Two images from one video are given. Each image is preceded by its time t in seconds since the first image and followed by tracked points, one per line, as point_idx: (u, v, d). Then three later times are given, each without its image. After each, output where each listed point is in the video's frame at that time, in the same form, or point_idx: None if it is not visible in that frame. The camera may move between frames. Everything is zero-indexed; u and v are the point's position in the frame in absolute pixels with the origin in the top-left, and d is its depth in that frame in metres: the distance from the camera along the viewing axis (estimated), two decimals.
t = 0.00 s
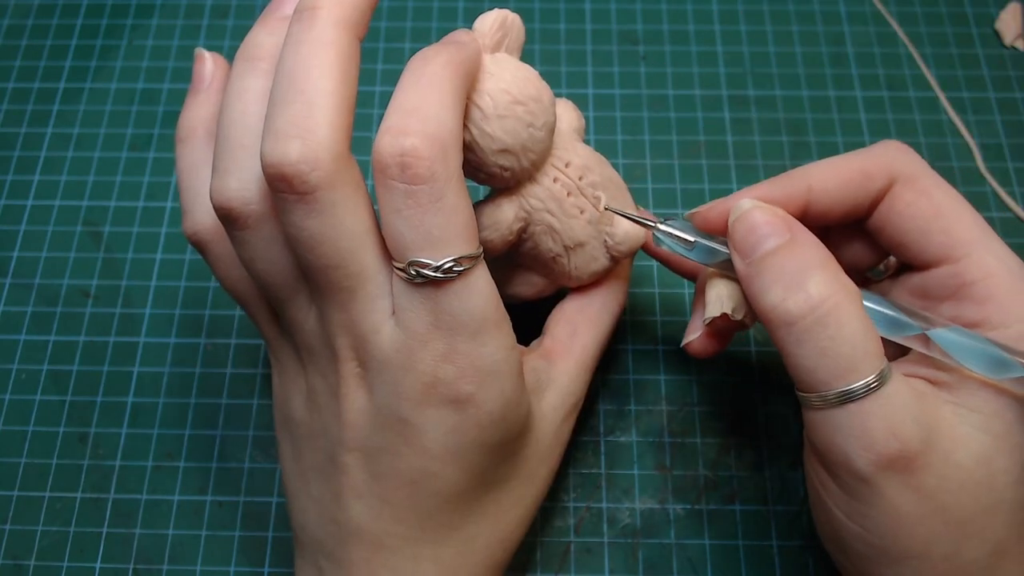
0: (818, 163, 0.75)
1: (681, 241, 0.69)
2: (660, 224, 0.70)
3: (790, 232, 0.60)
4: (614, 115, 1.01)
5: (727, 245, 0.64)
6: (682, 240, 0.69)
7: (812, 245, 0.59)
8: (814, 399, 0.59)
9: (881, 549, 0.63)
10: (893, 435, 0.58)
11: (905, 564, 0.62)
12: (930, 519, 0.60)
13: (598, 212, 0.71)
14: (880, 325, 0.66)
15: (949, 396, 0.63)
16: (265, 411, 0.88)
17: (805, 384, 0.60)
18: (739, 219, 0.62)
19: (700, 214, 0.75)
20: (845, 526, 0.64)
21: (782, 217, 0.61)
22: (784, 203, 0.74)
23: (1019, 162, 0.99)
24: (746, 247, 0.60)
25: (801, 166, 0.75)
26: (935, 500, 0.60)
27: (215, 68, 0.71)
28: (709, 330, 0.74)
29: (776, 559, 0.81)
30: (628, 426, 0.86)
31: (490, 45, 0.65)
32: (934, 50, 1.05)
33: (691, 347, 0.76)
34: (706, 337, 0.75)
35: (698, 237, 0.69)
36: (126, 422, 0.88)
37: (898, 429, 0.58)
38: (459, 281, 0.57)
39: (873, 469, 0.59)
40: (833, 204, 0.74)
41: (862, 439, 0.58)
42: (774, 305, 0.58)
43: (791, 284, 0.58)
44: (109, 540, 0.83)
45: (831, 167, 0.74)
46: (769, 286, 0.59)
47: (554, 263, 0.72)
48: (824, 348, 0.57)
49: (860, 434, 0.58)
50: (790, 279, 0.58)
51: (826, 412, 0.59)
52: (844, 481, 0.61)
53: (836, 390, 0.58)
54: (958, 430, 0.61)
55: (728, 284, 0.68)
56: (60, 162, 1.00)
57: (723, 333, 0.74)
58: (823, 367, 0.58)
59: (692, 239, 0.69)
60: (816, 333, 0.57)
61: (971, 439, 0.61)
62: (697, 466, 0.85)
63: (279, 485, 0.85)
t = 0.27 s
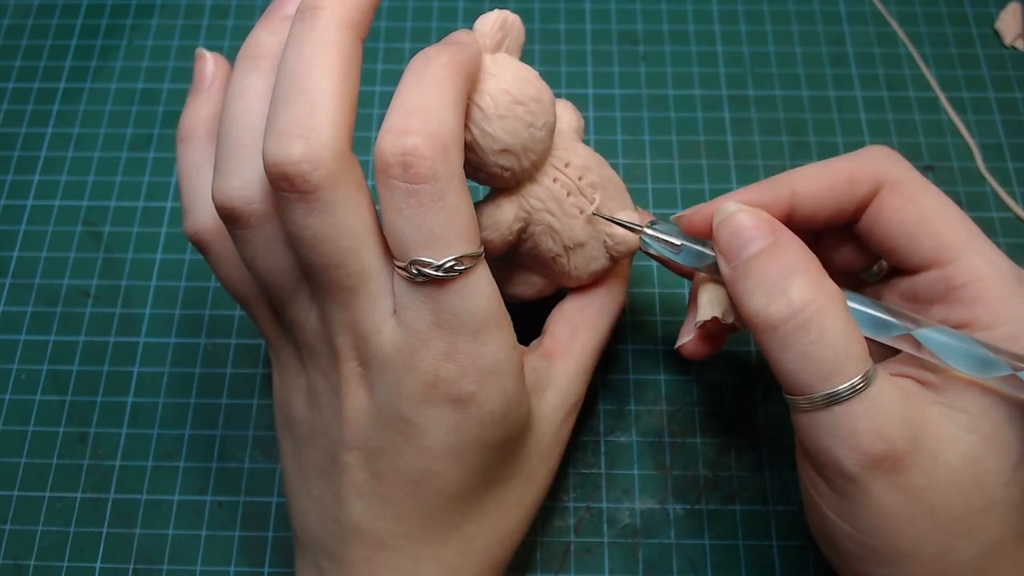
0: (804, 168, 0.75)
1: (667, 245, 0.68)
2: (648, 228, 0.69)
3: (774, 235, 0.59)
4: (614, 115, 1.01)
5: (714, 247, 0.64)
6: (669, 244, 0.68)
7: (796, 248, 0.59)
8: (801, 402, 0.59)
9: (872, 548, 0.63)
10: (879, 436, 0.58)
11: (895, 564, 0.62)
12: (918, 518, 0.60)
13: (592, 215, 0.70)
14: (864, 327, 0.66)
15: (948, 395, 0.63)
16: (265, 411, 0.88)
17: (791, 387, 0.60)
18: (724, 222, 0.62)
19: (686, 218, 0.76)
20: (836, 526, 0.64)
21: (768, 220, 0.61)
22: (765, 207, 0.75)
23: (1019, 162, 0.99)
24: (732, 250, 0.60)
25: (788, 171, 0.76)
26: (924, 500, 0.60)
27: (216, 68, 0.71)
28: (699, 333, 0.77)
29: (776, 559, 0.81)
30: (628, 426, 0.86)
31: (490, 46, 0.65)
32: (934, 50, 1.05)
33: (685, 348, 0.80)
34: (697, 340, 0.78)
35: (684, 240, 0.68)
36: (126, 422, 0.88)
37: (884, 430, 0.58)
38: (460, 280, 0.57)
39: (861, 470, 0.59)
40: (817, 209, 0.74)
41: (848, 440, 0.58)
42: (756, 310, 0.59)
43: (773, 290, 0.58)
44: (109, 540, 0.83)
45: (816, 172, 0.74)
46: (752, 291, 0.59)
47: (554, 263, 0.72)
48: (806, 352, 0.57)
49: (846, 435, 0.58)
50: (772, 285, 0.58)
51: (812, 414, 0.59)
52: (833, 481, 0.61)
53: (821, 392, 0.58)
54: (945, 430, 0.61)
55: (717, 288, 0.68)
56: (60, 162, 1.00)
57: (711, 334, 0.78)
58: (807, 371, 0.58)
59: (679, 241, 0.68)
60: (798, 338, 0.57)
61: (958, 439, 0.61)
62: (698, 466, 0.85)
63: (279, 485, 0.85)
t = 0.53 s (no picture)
0: (797, 170, 0.75)
1: (661, 247, 0.69)
2: (641, 230, 0.70)
3: (764, 238, 0.60)
4: (614, 115, 1.01)
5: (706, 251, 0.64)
6: (663, 246, 0.69)
7: (785, 251, 0.59)
8: (794, 405, 0.59)
9: (865, 549, 0.63)
10: (869, 438, 0.58)
11: (889, 564, 0.62)
12: (910, 519, 0.60)
13: (589, 216, 0.70)
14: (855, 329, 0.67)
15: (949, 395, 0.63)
16: (265, 411, 0.88)
17: (782, 390, 0.60)
18: (714, 224, 0.62)
19: (678, 220, 0.76)
20: (829, 527, 0.64)
21: (759, 223, 0.61)
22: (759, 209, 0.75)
23: (1019, 162, 0.99)
24: (722, 254, 0.61)
25: (781, 173, 0.76)
26: (916, 501, 0.60)
27: (217, 68, 0.71)
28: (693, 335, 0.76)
29: (776, 560, 0.81)
30: (628, 426, 0.86)
31: (491, 46, 0.65)
32: (934, 50, 1.05)
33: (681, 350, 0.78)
34: (691, 342, 0.77)
35: (677, 243, 0.69)
36: (126, 422, 0.88)
37: (874, 432, 0.58)
38: (462, 280, 0.57)
39: (851, 471, 0.59)
40: (809, 211, 0.75)
41: (838, 443, 0.58)
42: (747, 314, 0.59)
43: (762, 293, 0.58)
44: (109, 540, 0.83)
45: (809, 174, 0.74)
46: (743, 294, 0.59)
47: (554, 263, 0.72)
48: (796, 356, 0.57)
49: (836, 438, 0.58)
50: (763, 287, 0.58)
51: (805, 417, 0.59)
52: (825, 483, 0.61)
53: (813, 395, 0.58)
54: (936, 431, 0.61)
55: (709, 290, 0.69)
56: (60, 162, 1.00)
57: (707, 337, 0.77)
58: (798, 375, 0.58)
59: (672, 244, 0.69)
60: (788, 342, 0.57)
61: (950, 441, 0.61)
62: (697, 467, 0.85)
63: (279, 485, 0.85)
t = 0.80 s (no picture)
0: (792, 171, 0.75)
1: (658, 250, 0.68)
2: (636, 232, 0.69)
3: (758, 240, 0.59)
4: (615, 115, 1.01)
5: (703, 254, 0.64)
6: (660, 247, 0.69)
7: (780, 253, 0.59)
8: (791, 406, 0.59)
9: (863, 550, 0.63)
10: (866, 439, 0.58)
11: (887, 565, 0.62)
12: (908, 520, 0.60)
13: (588, 217, 0.70)
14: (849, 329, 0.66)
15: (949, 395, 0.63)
16: (265, 410, 0.88)
17: (779, 392, 0.59)
18: (711, 226, 0.62)
19: (674, 222, 0.75)
20: (828, 529, 0.64)
21: (754, 225, 0.61)
22: (754, 210, 0.75)
23: (1020, 162, 0.99)
24: (716, 256, 0.60)
25: (776, 174, 0.76)
26: (913, 501, 0.60)
27: (217, 68, 0.71)
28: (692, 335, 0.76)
29: (776, 560, 0.81)
30: (628, 426, 0.86)
31: (492, 46, 0.65)
32: (934, 50, 1.05)
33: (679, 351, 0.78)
34: (690, 343, 0.77)
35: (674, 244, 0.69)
36: (126, 422, 0.88)
37: (870, 433, 0.58)
38: (463, 281, 0.57)
39: (849, 473, 0.59)
40: (805, 211, 0.75)
41: (834, 444, 0.58)
42: (742, 315, 0.58)
43: (757, 295, 0.58)
44: (109, 540, 0.83)
45: (804, 175, 0.74)
46: (738, 296, 0.59)
47: (554, 263, 0.72)
48: (791, 357, 0.57)
49: (832, 439, 0.58)
50: (757, 289, 0.58)
51: (803, 418, 0.59)
52: (823, 484, 0.61)
53: (809, 396, 0.58)
54: (933, 432, 0.61)
55: (706, 291, 0.68)
56: (60, 162, 1.00)
57: (706, 339, 0.77)
58: (795, 377, 0.58)
59: (669, 245, 0.69)
60: (783, 343, 0.57)
61: (946, 441, 0.61)
62: (698, 467, 0.85)
63: (279, 485, 0.85)
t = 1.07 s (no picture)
0: (811, 161, 0.75)
1: (673, 239, 0.70)
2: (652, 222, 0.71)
3: (781, 232, 0.59)
4: (615, 115, 1.01)
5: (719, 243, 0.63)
6: (674, 237, 0.70)
7: (803, 245, 0.59)
8: (807, 400, 0.59)
9: (874, 548, 0.63)
10: (886, 436, 0.58)
11: (898, 563, 0.62)
12: (922, 518, 0.60)
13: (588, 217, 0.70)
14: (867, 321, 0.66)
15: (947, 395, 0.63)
16: (265, 410, 0.88)
17: (797, 386, 0.59)
18: (731, 217, 0.61)
19: (691, 213, 0.75)
20: (839, 528, 0.64)
21: (775, 217, 0.60)
22: (774, 198, 0.75)
23: (1019, 162, 0.99)
24: (737, 247, 0.60)
25: (795, 163, 0.76)
26: (928, 499, 0.60)
27: (217, 68, 0.71)
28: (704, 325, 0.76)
29: (776, 559, 0.81)
30: (628, 426, 0.86)
31: (491, 46, 0.65)
32: (934, 50, 1.05)
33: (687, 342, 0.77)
34: (700, 333, 0.76)
35: (689, 235, 0.70)
36: (126, 422, 0.88)
37: (890, 430, 0.58)
38: (461, 280, 0.57)
39: (866, 470, 0.59)
40: (823, 202, 0.74)
41: (854, 441, 0.58)
42: (765, 306, 0.58)
43: (783, 286, 0.58)
44: (109, 540, 0.83)
45: (823, 165, 0.74)
46: (761, 287, 0.58)
47: (553, 263, 0.72)
48: (816, 350, 0.57)
49: (852, 436, 0.58)
50: (782, 281, 0.58)
51: (818, 412, 0.59)
52: (838, 483, 0.61)
53: (828, 391, 0.58)
54: (948, 431, 0.61)
55: (721, 283, 0.68)
56: (60, 162, 1.00)
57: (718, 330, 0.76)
58: (818, 372, 0.58)
59: (683, 236, 0.70)
60: (807, 334, 0.57)
61: (962, 441, 0.61)
62: (697, 467, 0.85)
63: (279, 485, 0.85)
